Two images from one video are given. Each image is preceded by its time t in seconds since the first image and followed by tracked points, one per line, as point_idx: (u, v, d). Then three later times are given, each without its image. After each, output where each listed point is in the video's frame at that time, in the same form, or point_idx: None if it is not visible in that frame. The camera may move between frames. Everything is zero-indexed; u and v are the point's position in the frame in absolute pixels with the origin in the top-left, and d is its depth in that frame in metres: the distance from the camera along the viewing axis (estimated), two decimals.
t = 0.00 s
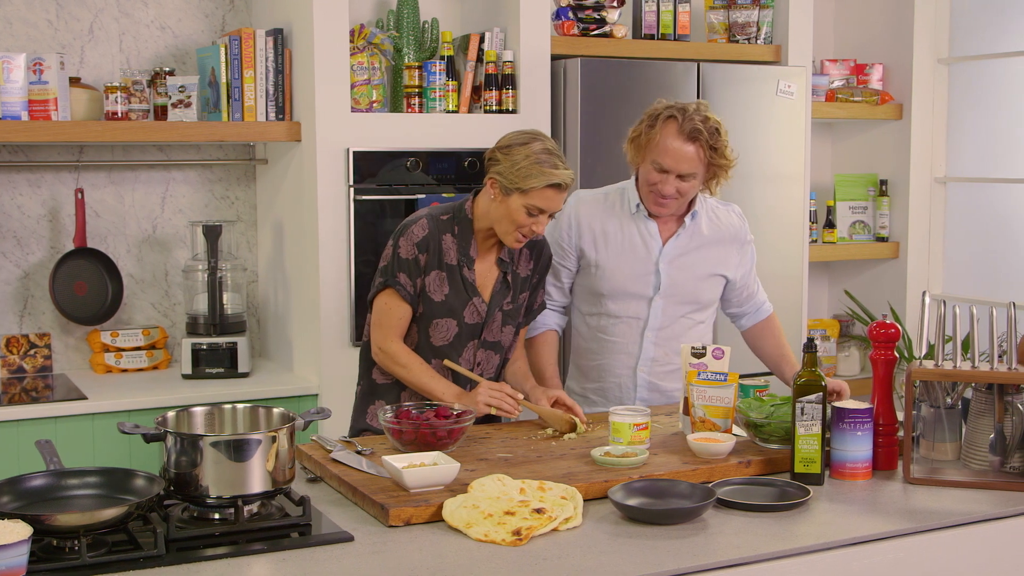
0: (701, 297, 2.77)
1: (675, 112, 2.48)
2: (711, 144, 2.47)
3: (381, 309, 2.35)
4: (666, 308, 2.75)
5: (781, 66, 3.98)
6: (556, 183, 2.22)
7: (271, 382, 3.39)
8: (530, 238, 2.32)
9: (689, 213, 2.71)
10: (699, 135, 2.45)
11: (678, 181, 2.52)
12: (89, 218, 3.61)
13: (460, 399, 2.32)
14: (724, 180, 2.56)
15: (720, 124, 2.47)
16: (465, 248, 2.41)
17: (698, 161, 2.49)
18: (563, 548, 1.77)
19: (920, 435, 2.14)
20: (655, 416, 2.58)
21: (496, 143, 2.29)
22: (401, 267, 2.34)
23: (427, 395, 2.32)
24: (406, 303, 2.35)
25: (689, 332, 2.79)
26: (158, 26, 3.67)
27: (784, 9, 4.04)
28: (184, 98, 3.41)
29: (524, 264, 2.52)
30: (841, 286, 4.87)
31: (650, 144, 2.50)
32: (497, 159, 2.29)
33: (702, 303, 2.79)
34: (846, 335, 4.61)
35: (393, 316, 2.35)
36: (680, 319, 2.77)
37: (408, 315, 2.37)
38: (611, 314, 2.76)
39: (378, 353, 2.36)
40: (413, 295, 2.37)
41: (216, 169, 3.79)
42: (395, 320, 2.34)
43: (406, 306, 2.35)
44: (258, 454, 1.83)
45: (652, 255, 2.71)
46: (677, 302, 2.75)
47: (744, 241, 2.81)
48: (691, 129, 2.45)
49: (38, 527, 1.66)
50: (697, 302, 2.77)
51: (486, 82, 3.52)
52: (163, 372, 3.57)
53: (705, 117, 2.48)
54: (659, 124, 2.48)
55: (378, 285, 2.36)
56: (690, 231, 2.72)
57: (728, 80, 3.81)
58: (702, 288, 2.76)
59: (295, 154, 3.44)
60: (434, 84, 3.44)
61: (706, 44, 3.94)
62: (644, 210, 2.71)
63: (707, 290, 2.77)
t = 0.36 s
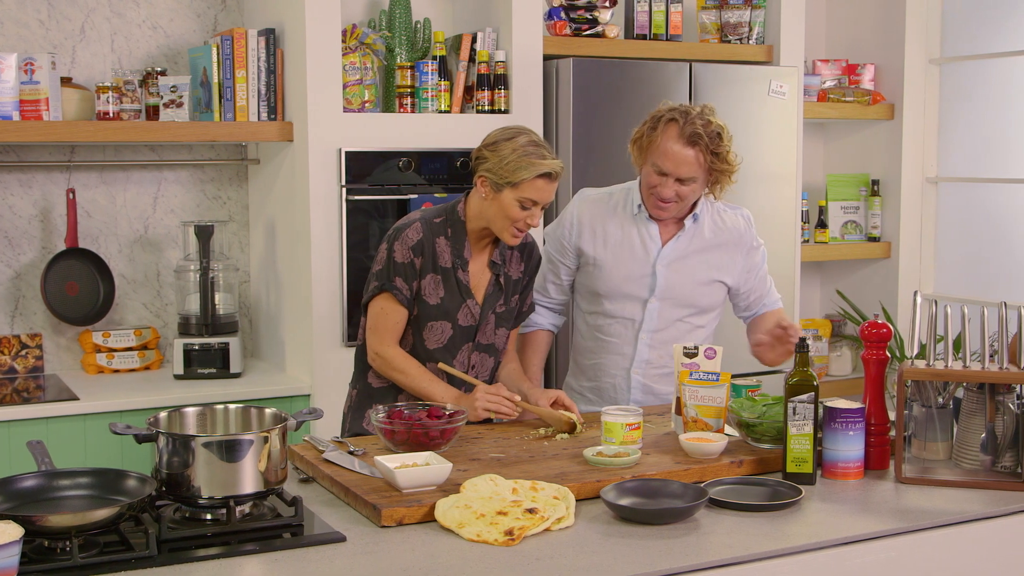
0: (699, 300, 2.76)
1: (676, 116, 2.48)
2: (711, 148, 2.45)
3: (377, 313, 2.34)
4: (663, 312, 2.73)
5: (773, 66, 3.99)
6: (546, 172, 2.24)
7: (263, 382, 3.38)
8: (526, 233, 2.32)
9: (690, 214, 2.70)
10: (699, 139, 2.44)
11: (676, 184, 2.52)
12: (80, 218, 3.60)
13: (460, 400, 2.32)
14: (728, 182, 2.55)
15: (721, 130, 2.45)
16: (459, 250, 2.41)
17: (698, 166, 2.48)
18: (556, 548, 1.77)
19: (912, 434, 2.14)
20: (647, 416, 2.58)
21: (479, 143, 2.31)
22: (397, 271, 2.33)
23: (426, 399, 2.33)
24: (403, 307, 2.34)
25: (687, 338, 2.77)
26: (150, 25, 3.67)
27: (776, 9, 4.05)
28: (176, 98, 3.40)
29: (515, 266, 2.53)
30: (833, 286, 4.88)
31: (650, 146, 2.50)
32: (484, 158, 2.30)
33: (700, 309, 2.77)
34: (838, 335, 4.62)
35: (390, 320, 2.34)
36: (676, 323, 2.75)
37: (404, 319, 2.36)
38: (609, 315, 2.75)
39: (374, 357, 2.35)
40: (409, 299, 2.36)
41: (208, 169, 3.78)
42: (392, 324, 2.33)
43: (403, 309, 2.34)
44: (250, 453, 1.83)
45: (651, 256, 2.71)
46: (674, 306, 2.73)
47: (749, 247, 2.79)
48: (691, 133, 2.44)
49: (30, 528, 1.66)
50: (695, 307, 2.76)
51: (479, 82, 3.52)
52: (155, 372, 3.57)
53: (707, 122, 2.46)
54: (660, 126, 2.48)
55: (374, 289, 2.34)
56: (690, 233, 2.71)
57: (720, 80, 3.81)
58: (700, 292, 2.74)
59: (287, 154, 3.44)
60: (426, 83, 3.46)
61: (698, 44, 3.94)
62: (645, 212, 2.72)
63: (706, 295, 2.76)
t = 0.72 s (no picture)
0: (661, 295, 2.71)
1: (619, 113, 2.52)
2: (660, 133, 2.50)
3: (364, 311, 2.34)
4: (626, 308, 2.71)
5: (764, 66, 3.99)
6: (519, 153, 2.25)
7: (254, 383, 3.38)
8: (506, 218, 2.31)
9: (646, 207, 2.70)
10: (647, 127, 2.48)
11: (640, 176, 2.55)
12: (70, 219, 3.59)
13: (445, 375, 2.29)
14: (682, 165, 2.59)
15: (665, 113, 2.50)
16: (444, 245, 2.40)
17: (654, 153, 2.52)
18: (546, 548, 1.78)
19: (902, 433, 2.15)
20: (638, 416, 2.59)
21: (457, 132, 2.34)
22: (381, 268, 2.33)
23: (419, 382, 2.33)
24: (390, 304, 2.34)
25: (656, 334, 2.73)
26: (140, 25, 3.66)
27: (767, 9, 4.05)
28: (166, 98, 3.40)
29: (501, 259, 2.53)
30: (823, 285, 4.89)
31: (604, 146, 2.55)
32: (459, 146, 2.33)
33: (665, 304, 2.72)
34: (828, 335, 4.63)
35: (377, 317, 2.34)
36: (641, 320, 2.71)
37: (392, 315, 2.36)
38: (577, 313, 2.75)
39: (364, 356, 2.35)
40: (396, 295, 2.35)
41: (198, 169, 3.78)
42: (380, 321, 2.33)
43: (390, 306, 2.34)
44: (240, 454, 1.82)
45: (609, 252, 2.71)
46: (637, 301, 2.70)
47: (713, 239, 2.75)
48: (638, 124, 2.49)
49: (19, 529, 1.66)
50: (659, 302, 2.71)
51: (469, 82, 3.52)
52: (146, 372, 3.56)
53: (650, 109, 2.51)
54: (606, 127, 2.53)
55: (360, 287, 2.35)
56: (648, 226, 2.71)
57: (711, 80, 3.82)
58: (661, 286, 2.70)
59: (278, 154, 3.43)
60: (416, 83, 3.46)
61: (689, 44, 3.94)
62: (604, 210, 2.73)
63: (669, 290, 2.71)
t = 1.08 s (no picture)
0: (617, 284, 2.71)
1: (546, 104, 2.58)
2: (588, 117, 2.54)
3: (347, 303, 2.37)
4: (584, 298, 2.70)
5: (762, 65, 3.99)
6: (474, 121, 2.33)
7: (252, 381, 3.38)
8: (477, 189, 2.35)
9: (594, 198, 2.70)
10: (574, 113, 2.53)
11: (576, 163, 2.57)
12: (68, 217, 3.59)
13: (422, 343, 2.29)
14: (620, 149, 2.62)
15: (590, 98, 2.54)
16: (424, 233, 2.43)
17: (588, 138, 2.55)
18: (545, 546, 1.78)
19: (901, 431, 2.14)
20: (636, 414, 2.59)
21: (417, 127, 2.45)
22: (359, 259, 2.37)
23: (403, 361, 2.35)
24: (372, 293, 2.37)
25: (614, 324, 2.71)
26: (137, 23, 3.66)
27: (765, 7, 4.05)
28: (164, 96, 3.38)
29: (488, 246, 2.56)
30: (822, 283, 4.89)
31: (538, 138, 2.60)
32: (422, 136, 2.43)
33: (622, 292, 2.72)
34: (827, 333, 4.63)
35: (359, 307, 2.36)
36: (598, 310, 2.71)
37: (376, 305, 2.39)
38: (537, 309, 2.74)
39: (351, 348, 2.37)
40: (377, 285, 2.39)
41: (196, 167, 3.78)
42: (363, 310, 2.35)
43: (371, 295, 2.37)
44: (239, 453, 1.82)
45: (564, 246, 2.71)
46: (594, 291, 2.70)
47: (664, 223, 2.76)
48: (565, 111, 2.54)
49: (18, 527, 1.66)
50: (616, 290, 2.71)
51: (467, 80, 3.52)
52: (144, 371, 3.56)
53: (575, 96, 2.56)
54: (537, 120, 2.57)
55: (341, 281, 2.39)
56: (598, 217, 2.72)
57: (708, 78, 3.82)
58: (616, 275, 2.71)
59: (276, 153, 3.43)
60: (415, 82, 3.44)
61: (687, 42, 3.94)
62: (555, 207, 2.72)
63: (624, 276, 2.72)
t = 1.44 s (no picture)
0: (611, 285, 2.68)
1: (528, 109, 2.53)
2: (571, 120, 2.49)
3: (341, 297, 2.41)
4: (581, 302, 2.67)
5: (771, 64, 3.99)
6: (460, 113, 2.33)
7: (260, 381, 3.38)
8: (468, 181, 2.35)
9: (581, 200, 2.68)
10: (557, 117, 2.47)
11: (562, 166, 2.53)
12: (78, 216, 3.60)
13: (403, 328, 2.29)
14: (603, 149, 2.58)
15: (572, 99, 2.49)
16: (419, 228, 2.44)
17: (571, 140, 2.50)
18: (554, 546, 1.78)
19: (909, 432, 2.14)
20: (644, 414, 2.58)
21: (411, 127, 2.47)
22: (353, 253, 2.40)
23: (391, 344, 2.33)
24: (364, 287, 2.40)
25: (611, 326, 2.68)
26: (146, 23, 3.66)
27: (774, 7, 4.05)
28: (173, 97, 3.38)
29: (491, 245, 2.53)
30: (830, 283, 4.89)
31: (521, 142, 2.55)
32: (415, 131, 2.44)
33: (617, 293, 2.69)
34: (835, 333, 4.62)
35: (353, 302, 2.40)
36: (596, 313, 2.67)
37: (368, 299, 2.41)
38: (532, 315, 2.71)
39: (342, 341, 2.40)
40: (370, 279, 2.41)
41: (205, 167, 3.78)
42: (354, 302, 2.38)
43: (364, 290, 2.40)
44: (247, 452, 1.83)
45: (558, 251, 2.68)
46: (590, 294, 2.67)
47: (651, 219, 2.73)
48: (546, 115, 2.48)
49: (27, 526, 1.66)
50: (611, 292, 2.68)
51: (476, 80, 3.52)
52: (153, 370, 3.56)
53: (556, 99, 2.51)
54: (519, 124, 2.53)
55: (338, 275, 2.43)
56: (587, 219, 2.69)
57: (717, 78, 3.81)
58: (610, 276, 2.67)
59: (285, 153, 3.44)
60: (423, 82, 3.45)
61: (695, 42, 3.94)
62: (547, 210, 2.69)
63: (618, 278, 2.68)
